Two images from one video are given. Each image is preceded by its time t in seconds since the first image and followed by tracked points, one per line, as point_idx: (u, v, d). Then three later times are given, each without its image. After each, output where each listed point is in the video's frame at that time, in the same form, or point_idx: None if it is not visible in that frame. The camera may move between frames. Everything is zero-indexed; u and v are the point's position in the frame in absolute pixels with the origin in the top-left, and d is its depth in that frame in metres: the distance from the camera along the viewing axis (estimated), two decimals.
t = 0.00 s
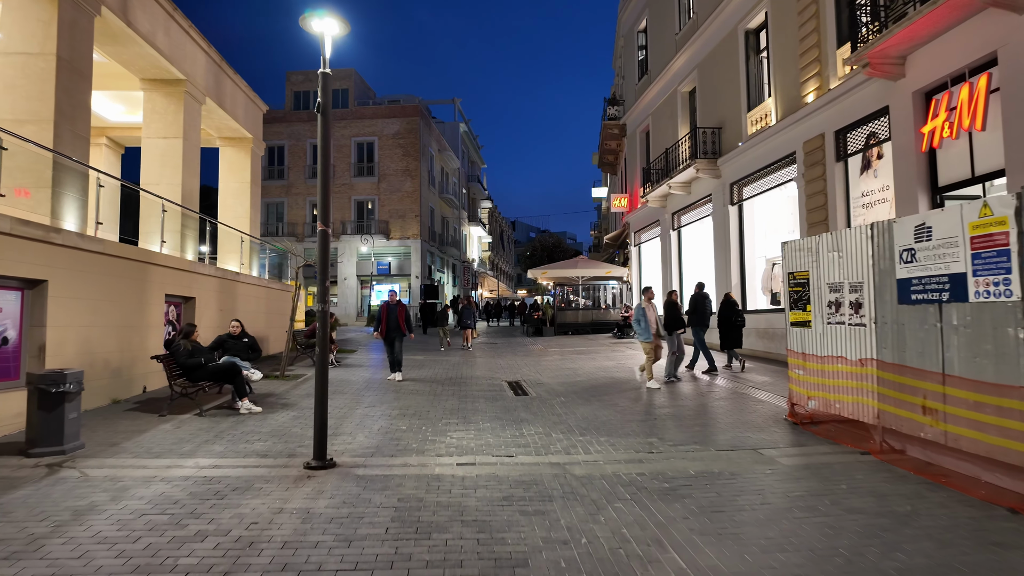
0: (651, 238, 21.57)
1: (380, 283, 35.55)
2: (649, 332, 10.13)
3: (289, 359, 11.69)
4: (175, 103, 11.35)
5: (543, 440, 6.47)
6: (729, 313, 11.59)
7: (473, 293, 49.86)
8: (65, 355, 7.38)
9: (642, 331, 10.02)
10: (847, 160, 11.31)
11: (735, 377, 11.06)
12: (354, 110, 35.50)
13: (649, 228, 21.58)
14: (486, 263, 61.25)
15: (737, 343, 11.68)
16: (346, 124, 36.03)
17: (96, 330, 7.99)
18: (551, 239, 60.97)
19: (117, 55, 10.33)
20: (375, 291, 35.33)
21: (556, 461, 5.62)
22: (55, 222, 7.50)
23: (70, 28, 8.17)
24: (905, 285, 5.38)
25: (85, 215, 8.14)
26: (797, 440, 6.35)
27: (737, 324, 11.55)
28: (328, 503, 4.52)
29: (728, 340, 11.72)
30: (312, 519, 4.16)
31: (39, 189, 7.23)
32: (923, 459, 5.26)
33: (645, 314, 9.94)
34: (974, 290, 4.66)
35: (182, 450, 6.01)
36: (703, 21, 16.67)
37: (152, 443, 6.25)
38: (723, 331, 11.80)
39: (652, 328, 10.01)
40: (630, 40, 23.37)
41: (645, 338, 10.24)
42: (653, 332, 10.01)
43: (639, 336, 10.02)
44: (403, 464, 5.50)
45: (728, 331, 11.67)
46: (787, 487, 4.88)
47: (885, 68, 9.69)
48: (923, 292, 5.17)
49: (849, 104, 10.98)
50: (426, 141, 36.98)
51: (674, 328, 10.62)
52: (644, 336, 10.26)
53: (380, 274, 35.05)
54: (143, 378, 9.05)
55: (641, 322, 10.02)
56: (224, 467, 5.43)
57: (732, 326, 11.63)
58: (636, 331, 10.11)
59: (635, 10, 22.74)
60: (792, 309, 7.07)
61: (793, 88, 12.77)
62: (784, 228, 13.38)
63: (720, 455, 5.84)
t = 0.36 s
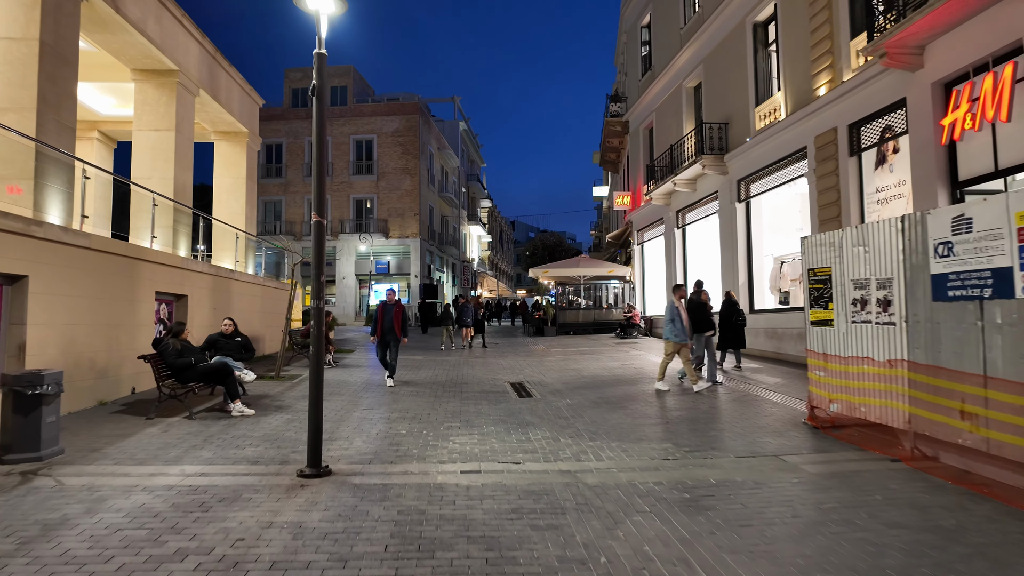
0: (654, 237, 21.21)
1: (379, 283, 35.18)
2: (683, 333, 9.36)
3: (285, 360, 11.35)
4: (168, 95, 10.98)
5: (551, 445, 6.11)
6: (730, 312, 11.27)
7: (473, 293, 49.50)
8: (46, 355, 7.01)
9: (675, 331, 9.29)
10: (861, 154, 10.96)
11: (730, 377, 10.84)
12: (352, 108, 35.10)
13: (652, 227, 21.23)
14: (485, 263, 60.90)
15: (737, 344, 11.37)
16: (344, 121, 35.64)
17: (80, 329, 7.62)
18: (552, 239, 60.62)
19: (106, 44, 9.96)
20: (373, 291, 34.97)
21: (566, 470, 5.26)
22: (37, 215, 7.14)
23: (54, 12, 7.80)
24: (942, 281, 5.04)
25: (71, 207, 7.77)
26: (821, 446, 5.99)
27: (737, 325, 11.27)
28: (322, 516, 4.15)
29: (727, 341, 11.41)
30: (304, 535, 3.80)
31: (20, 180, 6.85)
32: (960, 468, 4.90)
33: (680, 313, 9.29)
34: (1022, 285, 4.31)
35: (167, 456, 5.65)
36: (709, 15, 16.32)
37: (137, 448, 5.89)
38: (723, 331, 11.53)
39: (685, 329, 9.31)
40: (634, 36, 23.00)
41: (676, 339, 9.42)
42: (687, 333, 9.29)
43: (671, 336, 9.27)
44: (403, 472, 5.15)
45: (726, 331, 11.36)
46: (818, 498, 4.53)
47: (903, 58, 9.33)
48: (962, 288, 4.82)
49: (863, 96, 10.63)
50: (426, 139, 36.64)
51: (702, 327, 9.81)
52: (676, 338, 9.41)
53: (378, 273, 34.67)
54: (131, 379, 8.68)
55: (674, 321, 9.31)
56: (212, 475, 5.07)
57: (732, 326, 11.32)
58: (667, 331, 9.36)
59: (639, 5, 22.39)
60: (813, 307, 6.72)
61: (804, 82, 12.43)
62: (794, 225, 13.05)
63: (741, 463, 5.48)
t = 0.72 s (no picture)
0: (657, 237, 20.91)
1: (378, 283, 34.89)
2: (719, 333, 8.90)
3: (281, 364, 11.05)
4: (159, 90, 10.64)
5: (558, 457, 5.79)
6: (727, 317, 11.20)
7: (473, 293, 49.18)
8: (25, 362, 6.67)
9: (711, 332, 8.82)
10: (873, 153, 10.65)
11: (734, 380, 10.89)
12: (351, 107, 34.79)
13: (655, 227, 20.92)
14: (485, 263, 60.57)
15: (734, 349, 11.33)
16: (342, 120, 35.27)
17: (63, 335, 7.28)
18: (552, 239, 60.29)
19: (95, 38, 9.63)
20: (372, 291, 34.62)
21: (575, 486, 4.93)
22: (18, 215, 6.80)
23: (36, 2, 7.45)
24: (977, 286, 4.72)
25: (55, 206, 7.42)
26: (844, 459, 5.67)
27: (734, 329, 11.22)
28: (313, 542, 3.81)
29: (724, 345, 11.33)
30: (292, 565, 3.46)
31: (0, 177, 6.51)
32: (999, 485, 4.58)
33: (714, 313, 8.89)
34: None
35: (151, 471, 5.31)
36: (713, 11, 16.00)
37: (119, 461, 5.56)
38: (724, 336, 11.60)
39: (721, 329, 8.85)
40: (636, 33, 22.67)
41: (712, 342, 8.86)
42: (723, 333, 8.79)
43: (706, 336, 8.83)
44: (401, 490, 4.81)
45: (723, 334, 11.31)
46: (849, 519, 4.20)
47: (919, 53, 9.02)
48: (1001, 293, 4.51)
49: (877, 93, 10.31)
50: (425, 138, 36.31)
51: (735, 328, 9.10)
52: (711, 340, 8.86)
53: (377, 274, 34.34)
54: (118, 386, 8.34)
55: (709, 321, 8.86)
56: (196, 493, 4.73)
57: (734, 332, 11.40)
58: (703, 333, 8.90)
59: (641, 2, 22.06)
60: (832, 312, 6.40)
61: (813, 78, 12.12)
62: (803, 226, 12.73)
63: (760, 479, 5.16)
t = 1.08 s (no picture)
0: (658, 235, 20.56)
1: (375, 282, 34.54)
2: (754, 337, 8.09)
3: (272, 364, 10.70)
4: (145, 81, 10.26)
5: (560, 463, 5.42)
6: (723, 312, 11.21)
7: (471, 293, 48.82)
8: None
9: (745, 335, 8.02)
10: (884, 145, 10.30)
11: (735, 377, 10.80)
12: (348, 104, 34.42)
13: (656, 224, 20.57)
14: (483, 262, 60.20)
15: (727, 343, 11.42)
16: (339, 117, 34.87)
17: (37, 334, 6.89)
18: (551, 238, 59.94)
19: (77, 24, 9.24)
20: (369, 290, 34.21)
21: (580, 495, 4.56)
22: None
23: None
24: (1014, 278, 4.37)
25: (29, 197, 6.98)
26: (866, 464, 5.30)
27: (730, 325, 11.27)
28: (291, 561, 3.44)
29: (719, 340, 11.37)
30: None
31: None
32: None
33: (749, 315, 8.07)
34: None
35: (122, 479, 4.93)
36: (716, 3, 15.64)
37: (90, 469, 5.18)
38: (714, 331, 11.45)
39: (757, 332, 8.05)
40: (636, 27, 22.29)
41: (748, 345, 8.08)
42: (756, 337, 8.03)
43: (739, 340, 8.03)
44: (391, 500, 4.43)
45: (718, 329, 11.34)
46: (881, 533, 3.84)
47: (935, 39, 8.66)
48: None
49: (888, 82, 9.96)
50: (423, 135, 35.94)
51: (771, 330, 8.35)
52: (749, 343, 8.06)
53: (374, 273, 33.96)
54: (97, 387, 7.95)
55: (742, 324, 8.07)
56: (168, 504, 4.36)
57: (726, 327, 11.31)
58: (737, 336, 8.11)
59: None
60: (849, 309, 6.03)
61: (821, 69, 11.76)
62: (810, 221, 12.38)
63: (779, 486, 4.79)
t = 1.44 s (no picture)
0: (660, 235, 20.23)
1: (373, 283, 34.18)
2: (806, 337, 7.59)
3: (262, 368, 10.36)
4: (133, 75, 9.90)
5: (563, 477, 5.08)
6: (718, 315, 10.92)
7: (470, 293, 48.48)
8: None
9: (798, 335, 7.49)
10: (897, 142, 9.97)
11: (735, 381, 10.52)
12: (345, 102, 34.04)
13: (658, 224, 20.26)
14: (483, 262, 59.85)
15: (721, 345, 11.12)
16: (336, 116, 34.50)
17: (12, 339, 6.53)
18: (551, 238, 59.62)
19: (59, 15, 8.88)
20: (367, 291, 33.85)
21: (586, 515, 4.22)
22: None
23: None
24: None
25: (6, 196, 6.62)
26: (891, 478, 4.96)
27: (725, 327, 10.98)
28: None
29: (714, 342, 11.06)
30: None
31: None
32: None
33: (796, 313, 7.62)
34: None
35: (93, 496, 4.57)
36: None
37: (59, 484, 4.83)
38: (708, 332, 11.13)
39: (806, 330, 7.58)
40: (638, 23, 21.94)
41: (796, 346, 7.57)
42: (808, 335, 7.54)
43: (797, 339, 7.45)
44: (382, 521, 4.08)
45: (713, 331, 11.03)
46: (918, 560, 3.50)
47: (952, 30, 8.31)
48: None
49: (901, 76, 9.62)
50: (421, 134, 35.56)
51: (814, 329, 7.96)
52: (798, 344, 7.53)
53: (372, 273, 33.62)
54: (78, 393, 7.60)
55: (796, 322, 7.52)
56: (139, 526, 4.00)
57: (719, 328, 10.99)
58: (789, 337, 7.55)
59: None
60: (869, 312, 5.69)
61: (830, 64, 11.42)
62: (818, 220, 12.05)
63: (800, 504, 4.44)
